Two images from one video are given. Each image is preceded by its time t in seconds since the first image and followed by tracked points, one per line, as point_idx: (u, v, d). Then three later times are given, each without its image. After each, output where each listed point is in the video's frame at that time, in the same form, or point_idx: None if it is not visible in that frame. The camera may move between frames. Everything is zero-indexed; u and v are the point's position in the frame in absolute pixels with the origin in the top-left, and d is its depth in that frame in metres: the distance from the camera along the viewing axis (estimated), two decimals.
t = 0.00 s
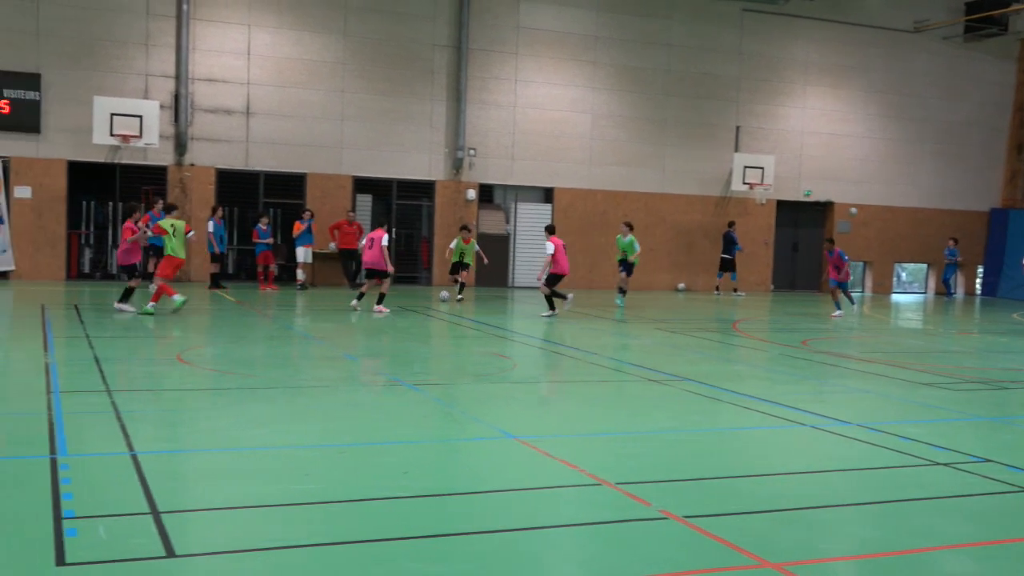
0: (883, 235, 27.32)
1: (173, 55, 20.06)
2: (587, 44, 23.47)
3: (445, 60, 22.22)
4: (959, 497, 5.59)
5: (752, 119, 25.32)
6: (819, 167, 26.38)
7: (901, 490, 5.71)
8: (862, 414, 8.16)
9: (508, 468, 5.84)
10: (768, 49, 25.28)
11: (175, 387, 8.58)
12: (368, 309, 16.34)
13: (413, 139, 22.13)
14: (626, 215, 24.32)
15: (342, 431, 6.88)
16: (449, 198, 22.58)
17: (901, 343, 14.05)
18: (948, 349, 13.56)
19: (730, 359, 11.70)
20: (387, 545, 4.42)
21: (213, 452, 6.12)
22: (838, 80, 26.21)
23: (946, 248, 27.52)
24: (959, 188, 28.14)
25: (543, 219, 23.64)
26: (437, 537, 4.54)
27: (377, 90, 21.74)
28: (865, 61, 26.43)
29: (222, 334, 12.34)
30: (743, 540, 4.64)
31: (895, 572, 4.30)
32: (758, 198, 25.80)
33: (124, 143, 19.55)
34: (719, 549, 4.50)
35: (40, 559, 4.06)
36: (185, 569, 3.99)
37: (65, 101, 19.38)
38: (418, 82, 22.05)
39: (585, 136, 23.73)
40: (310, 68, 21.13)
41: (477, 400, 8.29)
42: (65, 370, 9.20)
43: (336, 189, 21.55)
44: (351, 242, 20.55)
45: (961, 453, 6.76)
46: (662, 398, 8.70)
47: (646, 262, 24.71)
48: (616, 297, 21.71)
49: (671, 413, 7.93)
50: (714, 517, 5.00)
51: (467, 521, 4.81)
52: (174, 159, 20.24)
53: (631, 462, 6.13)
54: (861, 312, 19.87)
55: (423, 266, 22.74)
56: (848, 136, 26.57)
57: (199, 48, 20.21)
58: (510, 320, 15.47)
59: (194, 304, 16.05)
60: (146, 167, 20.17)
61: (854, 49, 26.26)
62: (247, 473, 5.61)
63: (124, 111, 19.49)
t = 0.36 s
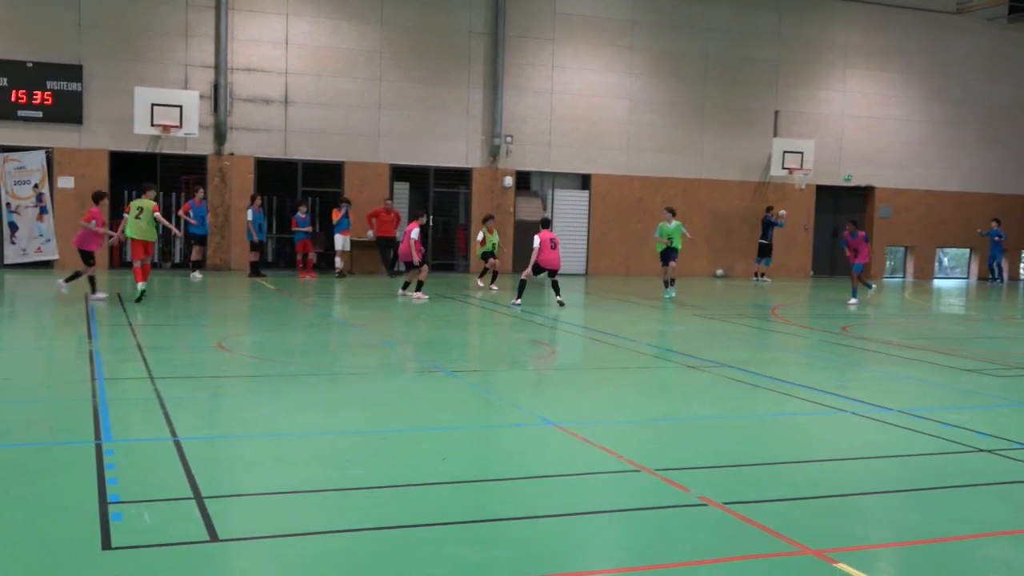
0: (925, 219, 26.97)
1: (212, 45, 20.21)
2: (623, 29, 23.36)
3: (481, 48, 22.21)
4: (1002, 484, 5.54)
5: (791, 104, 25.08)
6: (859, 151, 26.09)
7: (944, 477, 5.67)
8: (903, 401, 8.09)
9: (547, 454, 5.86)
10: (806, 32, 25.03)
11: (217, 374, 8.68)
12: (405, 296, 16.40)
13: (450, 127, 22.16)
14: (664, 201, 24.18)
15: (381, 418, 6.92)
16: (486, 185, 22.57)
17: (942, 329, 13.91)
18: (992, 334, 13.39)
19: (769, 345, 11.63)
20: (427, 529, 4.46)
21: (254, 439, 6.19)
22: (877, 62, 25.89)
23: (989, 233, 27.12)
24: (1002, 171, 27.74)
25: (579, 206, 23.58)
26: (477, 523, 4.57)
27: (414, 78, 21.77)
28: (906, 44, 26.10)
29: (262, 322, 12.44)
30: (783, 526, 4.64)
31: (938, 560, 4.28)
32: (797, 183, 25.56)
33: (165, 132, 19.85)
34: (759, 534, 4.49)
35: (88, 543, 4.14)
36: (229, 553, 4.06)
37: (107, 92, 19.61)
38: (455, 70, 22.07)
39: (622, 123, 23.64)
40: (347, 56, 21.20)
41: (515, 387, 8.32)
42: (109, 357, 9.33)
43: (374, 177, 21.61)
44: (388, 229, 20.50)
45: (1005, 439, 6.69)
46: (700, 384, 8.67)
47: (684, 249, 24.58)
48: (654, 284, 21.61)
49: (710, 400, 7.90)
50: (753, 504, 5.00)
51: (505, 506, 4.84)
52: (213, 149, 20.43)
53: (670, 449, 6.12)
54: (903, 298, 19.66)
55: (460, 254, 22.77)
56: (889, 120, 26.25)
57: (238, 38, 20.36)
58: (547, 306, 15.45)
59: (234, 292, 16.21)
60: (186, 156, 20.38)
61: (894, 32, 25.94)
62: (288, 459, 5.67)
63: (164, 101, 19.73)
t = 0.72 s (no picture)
0: (894, 219, 27.20)
1: (183, 36, 20.05)
2: (598, 26, 23.36)
3: (456, 43, 22.15)
4: (960, 484, 5.59)
5: (764, 103, 25.18)
6: (831, 151, 26.24)
7: (902, 476, 5.71)
8: (866, 400, 8.15)
9: (508, 452, 5.85)
10: (781, 32, 25.13)
11: (180, 368, 8.62)
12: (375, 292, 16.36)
13: (423, 122, 22.09)
14: (636, 198, 24.26)
15: (344, 414, 6.90)
16: (458, 180, 22.55)
17: (908, 329, 14.02)
18: (958, 335, 13.52)
19: (736, 343, 11.69)
20: (383, 528, 4.44)
21: (214, 434, 6.15)
22: (851, 63, 26.03)
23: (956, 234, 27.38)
24: (972, 173, 27.98)
25: (551, 202, 23.61)
26: (435, 521, 4.56)
27: (388, 72, 21.69)
28: (879, 45, 26.24)
29: (229, 316, 12.37)
30: (740, 525, 4.65)
31: (893, 559, 4.30)
32: (768, 182, 25.68)
33: (133, 124, 19.66)
34: (716, 534, 4.51)
35: (38, 540, 4.10)
36: (181, 550, 4.02)
37: (77, 83, 19.42)
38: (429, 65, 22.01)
39: (596, 120, 23.66)
40: (320, 49, 21.10)
41: (481, 384, 8.31)
42: (72, 351, 9.24)
43: (345, 172, 21.54)
44: (358, 225, 20.18)
45: (964, 440, 6.75)
46: (666, 383, 8.70)
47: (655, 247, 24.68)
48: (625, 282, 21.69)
49: (674, 398, 7.93)
50: (711, 502, 5.01)
51: (464, 504, 4.83)
52: (183, 141, 20.27)
53: (632, 447, 6.13)
54: (871, 298, 19.84)
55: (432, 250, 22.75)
56: (862, 120, 26.41)
57: (211, 30, 20.22)
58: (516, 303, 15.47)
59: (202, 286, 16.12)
60: (156, 148, 20.23)
61: (867, 33, 26.09)
62: (248, 456, 5.64)
63: (132, 93, 19.58)
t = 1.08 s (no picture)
0: (786, 211, 27.86)
1: (72, 8, 19.35)
2: (500, 12, 23.32)
3: (357, 24, 21.87)
4: (842, 468, 5.75)
5: (664, 94, 25.50)
6: (727, 143, 26.72)
7: (789, 461, 5.85)
8: (755, 387, 8.34)
9: (402, 437, 5.81)
10: (680, 24, 25.46)
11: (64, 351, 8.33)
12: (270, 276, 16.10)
13: (323, 103, 21.79)
14: (536, 185, 24.35)
15: (236, 398, 6.77)
16: (358, 164, 22.32)
17: (798, 318, 14.40)
18: (845, 324, 13.94)
19: (632, 330, 11.84)
20: (273, 513, 4.36)
21: (98, 418, 5.96)
22: (748, 57, 26.52)
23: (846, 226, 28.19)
24: (861, 168, 28.83)
25: (452, 187, 23.55)
26: (327, 506, 4.50)
27: (287, 52, 21.31)
28: (775, 40, 26.79)
29: (118, 298, 12.03)
30: (629, 509, 4.70)
31: (778, 541, 4.41)
32: (666, 172, 26.03)
33: (19, 97, 18.93)
34: (605, 518, 4.55)
35: None
36: (60, 538, 3.88)
37: None
38: (330, 46, 21.70)
39: (497, 106, 23.64)
40: (217, 26, 20.63)
41: (376, 368, 8.25)
42: None
43: (243, 153, 21.15)
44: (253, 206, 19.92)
45: (847, 425, 6.95)
46: (561, 369, 8.76)
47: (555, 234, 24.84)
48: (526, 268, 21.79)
49: (569, 384, 7.99)
50: (602, 486, 5.06)
51: (357, 488, 4.78)
52: (72, 116, 19.61)
53: (525, 432, 6.15)
54: (763, 287, 20.33)
55: (330, 232, 22.52)
56: (758, 113, 26.96)
57: (102, 3, 19.57)
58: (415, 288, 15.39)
59: (90, 266, 15.63)
60: (43, 123, 19.53)
61: (765, 28, 26.61)
62: (133, 440, 5.48)
63: (17, 65, 18.84)
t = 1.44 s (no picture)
0: (714, 209, 28.21)
1: None
2: (430, 6, 23.23)
3: (285, 14, 21.60)
4: (763, 463, 5.83)
5: (593, 91, 25.61)
6: (656, 141, 26.95)
7: (711, 456, 5.91)
8: (679, 382, 8.43)
9: (324, 433, 5.75)
10: (609, 21, 25.59)
11: None
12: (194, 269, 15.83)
13: (250, 95, 21.49)
14: (466, 180, 24.32)
15: (158, 394, 6.63)
16: (285, 156, 22.07)
17: (723, 314, 14.59)
18: (769, 321, 14.18)
19: (559, 326, 11.89)
20: (190, 511, 4.27)
21: (10, 414, 5.79)
22: (677, 55, 26.77)
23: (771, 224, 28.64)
24: (786, 167, 29.29)
25: (381, 181, 23.40)
26: (248, 503, 4.42)
27: (213, 41, 20.97)
28: (704, 39, 27.08)
29: (34, 291, 11.71)
30: (553, 505, 4.70)
31: (700, 535, 4.45)
32: (595, 169, 26.18)
33: None
34: (529, 513, 4.54)
35: None
36: None
37: None
38: (257, 36, 21.39)
39: (427, 100, 23.54)
40: (141, 13, 20.22)
41: (300, 363, 8.15)
42: None
43: (167, 144, 20.76)
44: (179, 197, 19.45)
45: (767, 421, 7.05)
46: (488, 364, 8.74)
47: (485, 229, 24.83)
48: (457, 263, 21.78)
49: (496, 380, 7.98)
50: (526, 482, 5.05)
51: (278, 485, 4.71)
52: None
53: (450, 428, 6.12)
54: (690, 283, 20.60)
55: (256, 226, 22.24)
56: (686, 112, 27.23)
57: None
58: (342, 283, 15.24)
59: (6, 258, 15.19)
60: None
61: (693, 27, 26.88)
62: (47, 437, 5.33)
63: None
